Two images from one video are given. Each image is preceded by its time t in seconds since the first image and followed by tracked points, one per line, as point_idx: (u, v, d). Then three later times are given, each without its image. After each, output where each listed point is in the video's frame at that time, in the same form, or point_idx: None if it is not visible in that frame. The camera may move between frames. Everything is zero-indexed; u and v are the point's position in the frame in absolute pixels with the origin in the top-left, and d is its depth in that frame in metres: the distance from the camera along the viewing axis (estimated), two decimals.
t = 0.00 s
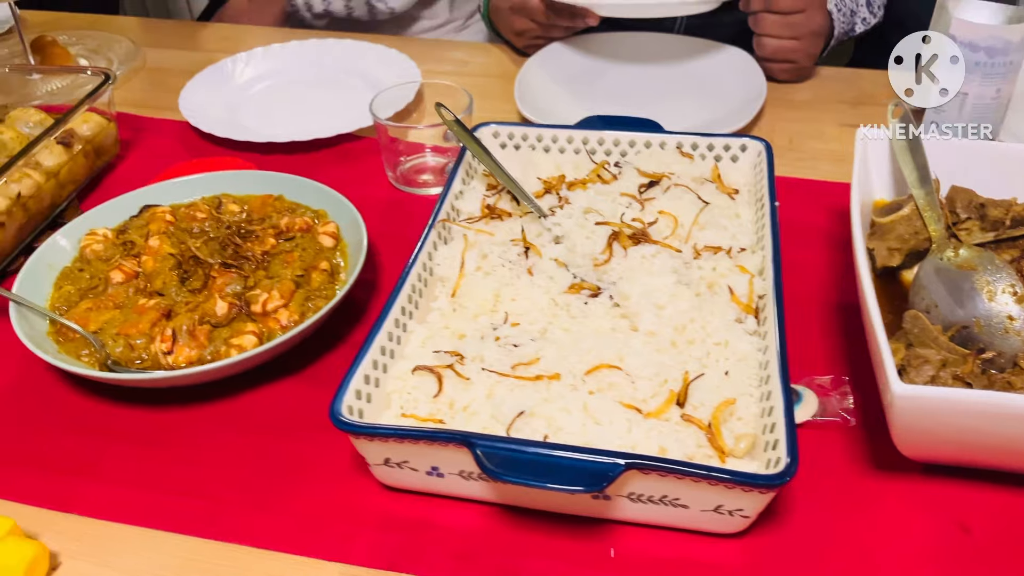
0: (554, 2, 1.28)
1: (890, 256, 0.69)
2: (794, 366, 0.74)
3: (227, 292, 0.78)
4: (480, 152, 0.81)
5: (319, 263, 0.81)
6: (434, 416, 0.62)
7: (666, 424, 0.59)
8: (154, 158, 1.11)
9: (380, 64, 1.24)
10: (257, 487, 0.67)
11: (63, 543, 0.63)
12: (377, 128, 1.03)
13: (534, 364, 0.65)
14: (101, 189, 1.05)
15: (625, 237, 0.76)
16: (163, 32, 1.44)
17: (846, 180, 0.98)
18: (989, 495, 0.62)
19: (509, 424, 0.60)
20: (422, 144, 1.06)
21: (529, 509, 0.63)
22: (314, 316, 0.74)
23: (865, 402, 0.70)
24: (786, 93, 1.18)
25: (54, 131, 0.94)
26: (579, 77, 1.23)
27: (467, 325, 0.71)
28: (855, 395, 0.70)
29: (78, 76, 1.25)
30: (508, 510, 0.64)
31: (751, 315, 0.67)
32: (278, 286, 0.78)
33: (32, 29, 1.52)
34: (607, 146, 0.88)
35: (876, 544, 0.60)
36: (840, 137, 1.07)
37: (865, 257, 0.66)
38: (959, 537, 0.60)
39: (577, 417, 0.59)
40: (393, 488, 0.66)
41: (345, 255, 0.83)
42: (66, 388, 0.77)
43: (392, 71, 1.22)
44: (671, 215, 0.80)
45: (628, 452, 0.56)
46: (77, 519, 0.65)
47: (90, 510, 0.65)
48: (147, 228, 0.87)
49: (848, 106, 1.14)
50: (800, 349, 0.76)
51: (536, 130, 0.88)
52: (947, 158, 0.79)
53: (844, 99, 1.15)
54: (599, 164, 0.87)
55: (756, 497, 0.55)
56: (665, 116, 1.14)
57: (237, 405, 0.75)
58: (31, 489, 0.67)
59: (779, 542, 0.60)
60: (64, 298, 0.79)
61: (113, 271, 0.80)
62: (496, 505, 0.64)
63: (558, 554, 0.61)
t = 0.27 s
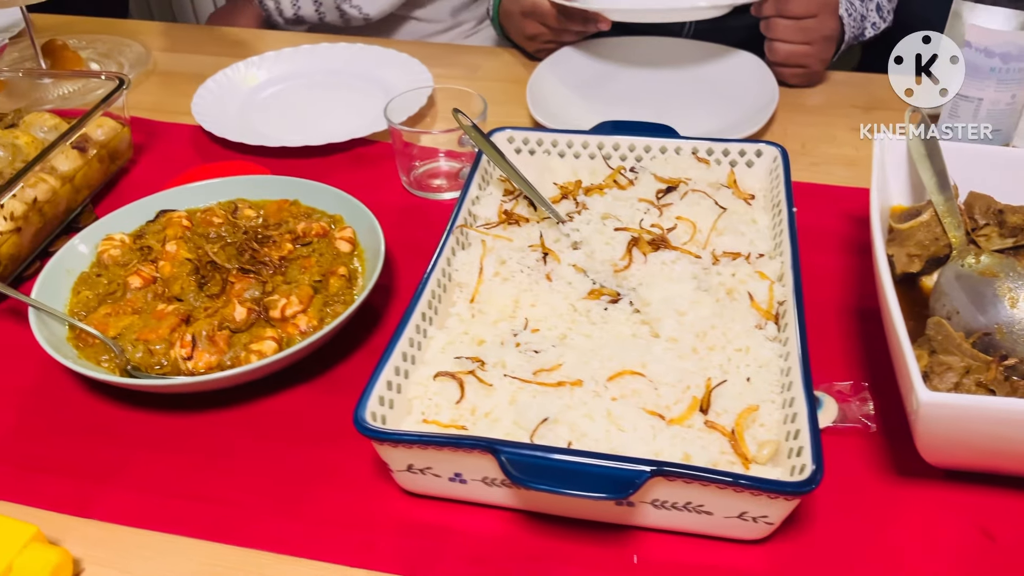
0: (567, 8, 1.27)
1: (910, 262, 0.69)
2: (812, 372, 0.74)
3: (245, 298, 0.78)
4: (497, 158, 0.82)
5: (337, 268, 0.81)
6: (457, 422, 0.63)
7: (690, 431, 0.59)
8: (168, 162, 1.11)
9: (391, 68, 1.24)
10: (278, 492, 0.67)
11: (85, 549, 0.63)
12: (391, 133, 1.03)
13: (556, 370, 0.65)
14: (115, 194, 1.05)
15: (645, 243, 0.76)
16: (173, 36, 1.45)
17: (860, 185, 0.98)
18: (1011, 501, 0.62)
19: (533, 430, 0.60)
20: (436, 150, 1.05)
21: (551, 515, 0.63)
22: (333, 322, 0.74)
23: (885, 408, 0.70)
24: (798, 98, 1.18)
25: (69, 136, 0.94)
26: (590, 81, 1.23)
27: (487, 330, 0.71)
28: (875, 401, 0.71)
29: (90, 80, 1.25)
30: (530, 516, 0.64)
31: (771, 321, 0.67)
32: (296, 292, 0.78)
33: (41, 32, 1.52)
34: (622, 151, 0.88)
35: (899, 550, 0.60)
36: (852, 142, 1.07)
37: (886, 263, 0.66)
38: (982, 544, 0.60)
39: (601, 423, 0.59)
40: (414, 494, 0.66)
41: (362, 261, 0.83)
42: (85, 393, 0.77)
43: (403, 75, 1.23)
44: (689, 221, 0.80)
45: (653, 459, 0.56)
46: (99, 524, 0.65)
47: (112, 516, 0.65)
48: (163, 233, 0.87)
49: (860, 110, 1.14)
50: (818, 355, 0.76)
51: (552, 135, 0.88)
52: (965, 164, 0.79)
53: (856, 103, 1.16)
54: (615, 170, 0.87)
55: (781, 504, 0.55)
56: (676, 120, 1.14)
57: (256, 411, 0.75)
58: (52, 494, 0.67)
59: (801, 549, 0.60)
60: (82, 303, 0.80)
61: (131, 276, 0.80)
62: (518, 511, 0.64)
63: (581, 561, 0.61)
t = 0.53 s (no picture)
0: (576, 12, 1.28)
1: (926, 267, 0.69)
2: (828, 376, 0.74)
3: (261, 301, 0.78)
4: (511, 161, 0.82)
5: (352, 271, 0.82)
6: (476, 425, 0.63)
7: (709, 435, 0.59)
8: (179, 165, 1.11)
9: (401, 71, 1.25)
10: (296, 495, 0.68)
11: (105, 552, 0.63)
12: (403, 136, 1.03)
13: (574, 373, 0.65)
14: (127, 197, 1.05)
15: (661, 247, 0.76)
16: (181, 38, 1.45)
17: (871, 189, 0.99)
18: None
19: (552, 434, 0.60)
20: (447, 152, 1.06)
21: (570, 519, 0.64)
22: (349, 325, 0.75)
23: (900, 411, 0.70)
24: (807, 101, 1.18)
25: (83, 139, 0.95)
26: (599, 84, 1.23)
27: (503, 334, 0.71)
28: (891, 404, 0.71)
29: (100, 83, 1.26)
30: (548, 519, 0.64)
31: (788, 325, 0.67)
32: (312, 295, 0.78)
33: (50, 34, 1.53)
34: (635, 155, 0.88)
35: (918, 554, 0.60)
36: (862, 146, 1.07)
37: (903, 267, 0.66)
38: (1001, 548, 0.60)
39: (621, 427, 0.60)
40: (432, 497, 0.66)
41: (377, 264, 0.83)
42: (102, 396, 0.77)
43: (413, 78, 1.23)
44: (704, 224, 0.80)
45: (673, 463, 0.57)
46: (118, 528, 0.65)
47: (131, 519, 0.66)
48: (178, 236, 0.87)
49: (869, 114, 1.14)
50: (833, 358, 0.76)
51: (564, 139, 0.88)
52: (978, 168, 0.80)
53: (865, 107, 1.16)
54: (629, 174, 0.87)
55: (802, 508, 0.55)
56: (686, 123, 1.14)
57: (272, 414, 0.75)
58: (71, 498, 0.68)
59: (820, 553, 0.61)
60: (98, 306, 0.80)
61: (147, 280, 0.81)
62: (537, 514, 0.65)
63: (601, 564, 0.61)
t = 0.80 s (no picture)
0: (588, 15, 1.29)
1: (947, 269, 0.69)
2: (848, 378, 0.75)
3: (282, 302, 0.79)
4: (530, 163, 0.82)
5: (372, 273, 0.82)
6: (501, 427, 0.63)
7: (735, 436, 0.60)
8: (194, 167, 1.11)
9: (413, 73, 1.25)
10: (320, 496, 0.68)
11: (131, 553, 0.64)
12: (419, 138, 1.03)
13: (598, 375, 0.65)
14: (143, 199, 1.05)
15: (683, 249, 0.76)
16: (192, 40, 1.45)
17: (885, 191, 0.99)
18: None
19: (579, 435, 0.60)
20: (463, 155, 1.06)
21: (595, 520, 0.64)
22: (371, 327, 0.75)
23: (921, 413, 0.70)
24: (819, 104, 1.19)
25: (101, 141, 0.95)
26: (612, 86, 1.23)
27: (526, 336, 0.71)
28: (912, 406, 0.71)
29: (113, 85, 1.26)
30: (573, 520, 0.65)
31: (810, 327, 0.67)
32: (333, 297, 0.78)
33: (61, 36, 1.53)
34: (651, 157, 0.89)
35: (943, 555, 0.60)
36: (876, 148, 1.07)
37: (926, 268, 0.67)
38: None
39: (647, 429, 0.60)
40: (456, 498, 0.67)
41: (396, 266, 0.84)
42: (124, 398, 0.78)
43: (426, 80, 1.23)
44: (724, 226, 0.80)
45: (700, 464, 0.57)
46: (143, 528, 0.66)
47: (157, 520, 0.66)
48: (197, 238, 0.87)
49: (881, 116, 1.15)
50: (852, 360, 0.76)
51: (580, 141, 0.89)
52: (996, 171, 0.80)
53: (878, 109, 1.16)
54: (646, 176, 0.88)
55: (829, 509, 0.55)
56: (699, 125, 1.15)
57: (294, 415, 0.76)
58: (96, 499, 0.68)
59: (846, 553, 0.61)
60: (119, 308, 0.80)
61: (168, 281, 0.81)
62: (561, 515, 0.65)
63: (627, 565, 0.61)
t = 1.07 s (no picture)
0: (602, 17, 1.29)
1: (971, 270, 0.70)
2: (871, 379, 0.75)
3: (305, 303, 0.79)
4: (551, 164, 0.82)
5: (393, 274, 0.82)
6: (528, 427, 0.63)
7: (763, 437, 0.60)
8: (211, 168, 1.11)
9: (427, 75, 1.25)
10: (345, 496, 0.68)
11: (159, 553, 0.64)
12: (436, 139, 1.04)
13: (624, 376, 0.65)
14: (160, 200, 1.06)
15: (706, 250, 0.76)
16: (205, 42, 1.46)
17: (902, 193, 0.99)
18: None
19: (607, 436, 0.60)
20: (479, 156, 1.06)
21: (621, 520, 0.64)
22: (394, 328, 0.75)
23: (945, 414, 0.71)
24: (833, 106, 1.19)
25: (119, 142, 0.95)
26: (625, 88, 1.24)
27: (549, 337, 0.71)
28: (936, 407, 0.71)
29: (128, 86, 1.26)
30: (600, 521, 0.65)
31: (834, 328, 0.67)
32: (355, 297, 0.78)
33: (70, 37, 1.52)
34: (670, 159, 0.89)
35: (971, 556, 0.60)
36: (891, 150, 1.08)
37: (952, 269, 0.67)
38: None
39: (675, 429, 0.60)
40: (482, 499, 0.67)
41: (417, 267, 0.84)
42: (147, 398, 0.78)
43: (440, 81, 1.24)
44: (746, 228, 0.81)
45: (730, 465, 0.57)
46: (170, 528, 0.66)
47: (184, 519, 0.66)
48: (217, 239, 0.88)
49: (895, 117, 1.15)
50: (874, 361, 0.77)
51: (599, 143, 0.89)
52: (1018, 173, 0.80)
53: (892, 111, 1.16)
54: (666, 177, 0.88)
55: (859, 509, 0.55)
56: (714, 127, 1.15)
57: (317, 416, 0.76)
58: (122, 499, 0.68)
59: (873, 554, 0.61)
60: (142, 308, 0.80)
61: (190, 282, 0.81)
62: (588, 516, 0.65)
63: (654, 566, 0.61)
